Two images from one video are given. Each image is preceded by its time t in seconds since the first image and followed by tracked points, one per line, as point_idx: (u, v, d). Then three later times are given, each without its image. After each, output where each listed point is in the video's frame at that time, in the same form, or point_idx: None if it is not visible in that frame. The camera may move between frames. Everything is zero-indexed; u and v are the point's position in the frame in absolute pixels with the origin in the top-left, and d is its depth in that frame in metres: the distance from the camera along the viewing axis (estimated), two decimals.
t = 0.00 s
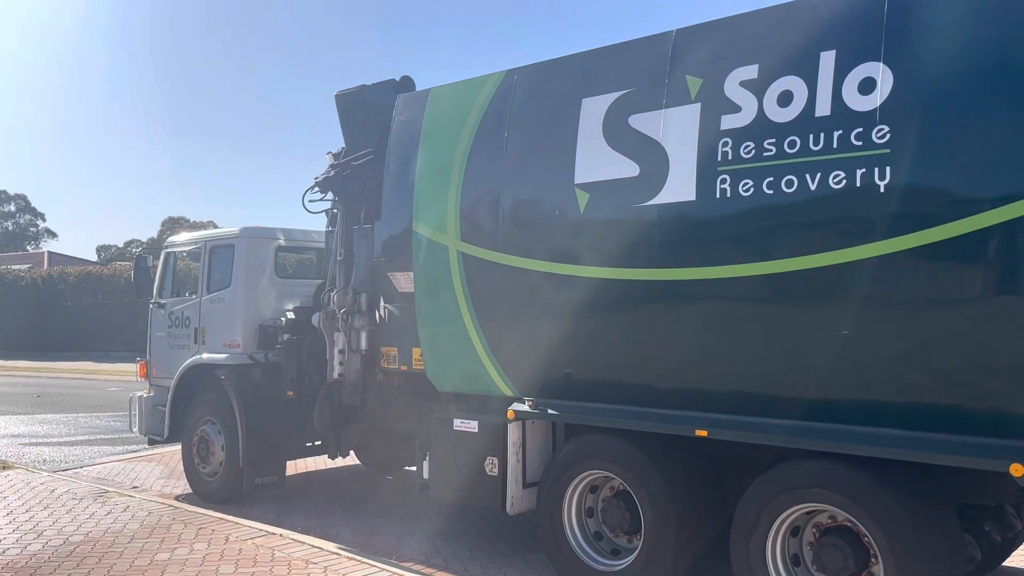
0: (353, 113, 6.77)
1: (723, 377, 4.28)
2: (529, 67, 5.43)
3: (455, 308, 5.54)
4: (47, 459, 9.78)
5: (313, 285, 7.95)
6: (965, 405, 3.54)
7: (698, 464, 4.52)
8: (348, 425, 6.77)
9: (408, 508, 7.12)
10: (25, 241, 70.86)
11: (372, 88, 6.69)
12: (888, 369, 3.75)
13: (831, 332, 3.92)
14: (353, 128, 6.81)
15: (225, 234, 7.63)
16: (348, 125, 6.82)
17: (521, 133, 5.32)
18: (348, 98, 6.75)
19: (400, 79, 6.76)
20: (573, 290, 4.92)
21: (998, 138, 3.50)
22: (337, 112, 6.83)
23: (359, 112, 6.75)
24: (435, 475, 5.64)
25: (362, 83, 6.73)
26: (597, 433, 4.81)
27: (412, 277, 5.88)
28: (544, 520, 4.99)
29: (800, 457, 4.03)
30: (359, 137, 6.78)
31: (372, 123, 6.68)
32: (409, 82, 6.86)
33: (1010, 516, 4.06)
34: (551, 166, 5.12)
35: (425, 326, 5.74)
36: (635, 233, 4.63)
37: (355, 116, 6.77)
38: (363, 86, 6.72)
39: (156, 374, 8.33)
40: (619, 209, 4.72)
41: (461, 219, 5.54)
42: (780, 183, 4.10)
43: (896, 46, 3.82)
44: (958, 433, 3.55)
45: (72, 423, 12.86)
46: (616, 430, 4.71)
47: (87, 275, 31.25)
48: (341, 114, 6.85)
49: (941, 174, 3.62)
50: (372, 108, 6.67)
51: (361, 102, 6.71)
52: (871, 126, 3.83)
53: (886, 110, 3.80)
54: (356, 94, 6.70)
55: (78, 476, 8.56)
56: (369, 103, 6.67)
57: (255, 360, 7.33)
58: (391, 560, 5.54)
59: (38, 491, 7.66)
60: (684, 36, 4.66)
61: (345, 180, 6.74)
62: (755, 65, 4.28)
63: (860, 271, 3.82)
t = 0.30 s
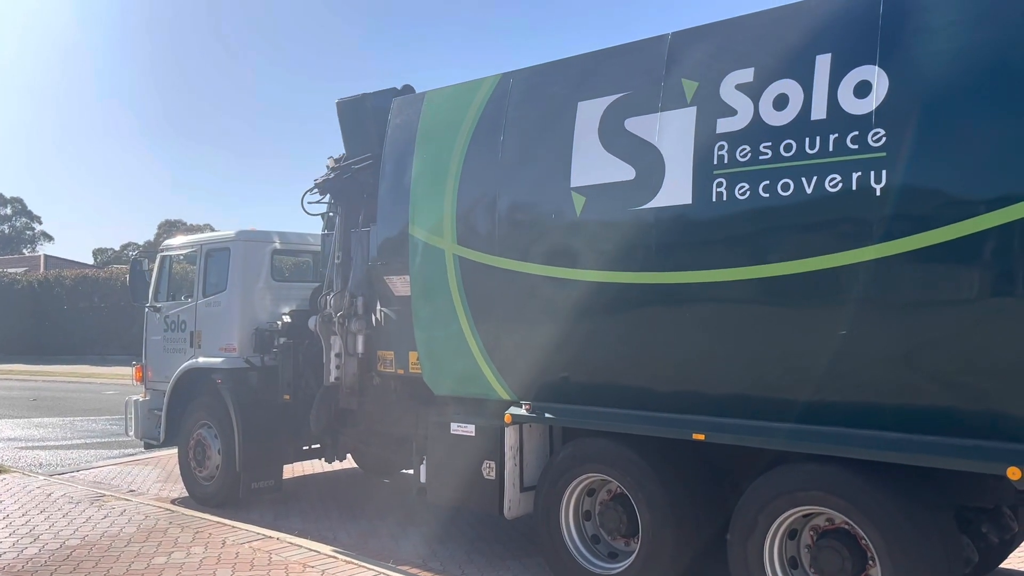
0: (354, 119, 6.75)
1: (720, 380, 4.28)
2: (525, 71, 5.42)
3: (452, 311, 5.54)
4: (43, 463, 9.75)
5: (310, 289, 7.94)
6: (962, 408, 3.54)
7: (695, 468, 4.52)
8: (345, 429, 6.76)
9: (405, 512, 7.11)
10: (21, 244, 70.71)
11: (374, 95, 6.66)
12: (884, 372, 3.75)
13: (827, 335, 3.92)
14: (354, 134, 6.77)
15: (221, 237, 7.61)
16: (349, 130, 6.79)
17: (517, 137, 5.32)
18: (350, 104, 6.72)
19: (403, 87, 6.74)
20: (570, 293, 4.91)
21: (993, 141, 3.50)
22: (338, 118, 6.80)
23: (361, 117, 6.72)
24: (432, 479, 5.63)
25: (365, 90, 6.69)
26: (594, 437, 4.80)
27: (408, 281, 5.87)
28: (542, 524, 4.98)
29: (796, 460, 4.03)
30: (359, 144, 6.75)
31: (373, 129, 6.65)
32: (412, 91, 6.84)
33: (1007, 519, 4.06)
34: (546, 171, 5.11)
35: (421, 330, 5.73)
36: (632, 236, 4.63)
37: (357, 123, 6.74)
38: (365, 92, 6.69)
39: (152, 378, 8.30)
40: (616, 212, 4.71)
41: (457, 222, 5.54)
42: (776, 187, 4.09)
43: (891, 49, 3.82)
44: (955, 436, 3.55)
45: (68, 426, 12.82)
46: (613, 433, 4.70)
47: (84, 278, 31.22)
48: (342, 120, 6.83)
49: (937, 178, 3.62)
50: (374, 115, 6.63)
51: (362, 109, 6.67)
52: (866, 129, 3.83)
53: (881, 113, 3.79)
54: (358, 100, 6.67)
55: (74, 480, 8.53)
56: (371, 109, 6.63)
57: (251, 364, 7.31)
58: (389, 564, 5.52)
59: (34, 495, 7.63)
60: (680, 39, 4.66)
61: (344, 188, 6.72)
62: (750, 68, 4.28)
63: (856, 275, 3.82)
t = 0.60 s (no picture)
0: (345, 120, 6.75)
1: (718, 382, 4.28)
2: (523, 74, 5.43)
3: (449, 314, 5.54)
4: (40, 467, 9.73)
5: (307, 291, 7.93)
6: (959, 410, 3.55)
7: (693, 470, 4.52)
8: (343, 432, 6.75)
9: (404, 515, 7.09)
10: (19, 247, 70.65)
11: (364, 96, 6.65)
12: (883, 374, 3.75)
13: (824, 337, 3.92)
14: (345, 135, 6.77)
15: (219, 240, 7.61)
16: (341, 132, 6.79)
17: (514, 139, 5.32)
18: (340, 105, 6.72)
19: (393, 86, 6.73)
20: (568, 296, 4.91)
21: (990, 143, 3.51)
22: (329, 120, 6.81)
23: (351, 118, 6.72)
24: (430, 482, 5.62)
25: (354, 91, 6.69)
26: (592, 439, 4.80)
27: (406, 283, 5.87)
28: (540, 526, 4.98)
29: (795, 462, 4.03)
30: (351, 144, 6.75)
31: (364, 130, 6.64)
32: (401, 89, 6.83)
33: (1005, 521, 4.06)
34: (544, 174, 5.12)
35: (419, 333, 5.73)
36: (629, 238, 4.63)
37: (348, 124, 6.74)
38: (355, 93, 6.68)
39: (149, 381, 8.30)
40: (614, 215, 4.72)
41: (455, 225, 5.54)
42: (774, 189, 4.10)
43: (888, 52, 3.83)
44: (953, 438, 3.55)
45: (66, 430, 12.81)
46: (611, 436, 4.70)
47: (82, 281, 31.21)
48: (333, 122, 6.83)
49: (935, 180, 3.63)
50: (365, 115, 6.63)
51: (352, 109, 6.66)
52: (864, 131, 3.83)
53: (878, 116, 3.80)
54: (348, 101, 6.66)
55: (71, 483, 8.52)
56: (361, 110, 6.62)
57: (249, 367, 7.31)
58: (387, 567, 5.51)
59: (31, 499, 7.61)
60: (678, 41, 4.66)
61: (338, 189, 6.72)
62: (747, 70, 4.29)
63: (854, 277, 3.82)
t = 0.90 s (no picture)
0: (343, 122, 6.74)
1: (718, 383, 4.28)
2: (522, 75, 5.44)
3: (449, 316, 5.54)
4: (39, 470, 9.72)
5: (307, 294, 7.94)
6: (957, 410, 3.55)
7: (692, 471, 4.53)
8: (342, 434, 6.75)
9: (403, 517, 7.09)
10: (18, 250, 70.60)
11: (362, 98, 6.65)
12: (882, 375, 3.76)
13: (823, 338, 3.93)
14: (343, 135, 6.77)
15: (218, 242, 7.61)
16: (339, 134, 6.79)
17: (514, 141, 5.33)
18: (338, 107, 6.71)
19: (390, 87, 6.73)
20: (567, 297, 4.91)
21: (988, 145, 3.52)
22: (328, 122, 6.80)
23: (350, 120, 6.71)
24: (430, 484, 5.62)
25: (352, 93, 6.69)
26: (592, 441, 4.80)
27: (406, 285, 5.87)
28: (540, 528, 4.98)
29: (794, 463, 4.03)
30: (350, 146, 6.75)
31: (362, 131, 6.64)
32: (399, 91, 6.84)
33: (1003, 521, 4.07)
34: (543, 176, 5.13)
35: (419, 335, 5.74)
36: (628, 240, 4.64)
37: (346, 126, 6.74)
38: (353, 95, 6.68)
39: (148, 383, 8.29)
40: (613, 216, 4.72)
41: (454, 227, 5.54)
42: (772, 191, 4.11)
43: (887, 54, 3.84)
44: (952, 439, 3.56)
45: (65, 433, 12.81)
46: (611, 437, 4.71)
47: (81, 284, 31.21)
48: (331, 124, 6.83)
49: (933, 181, 3.64)
50: (363, 117, 6.62)
51: (350, 111, 6.66)
52: (862, 133, 3.85)
53: (877, 117, 3.81)
54: (346, 102, 6.66)
55: (70, 486, 8.50)
56: (359, 112, 6.62)
57: (248, 369, 7.30)
58: (387, 569, 5.51)
59: (30, 502, 7.60)
60: (677, 43, 4.68)
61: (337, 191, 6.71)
62: (746, 72, 4.30)
63: (853, 278, 3.83)
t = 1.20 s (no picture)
0: (343, 124, 6.74)
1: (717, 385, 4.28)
2: (521, 78, 5.44)
3: (448, 318, 5.54)
4: (39, 472, 9.71)
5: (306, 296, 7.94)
6: (957, 411, 3.55)
7: (692, 473, 4.52)
8: (342, 436, 6.75)
9: (403, 519, 7.08)
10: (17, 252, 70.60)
11: (362, 100, 6.67)
12: (881, 377, 3.76)
13: (823, 340, 3.93)
14: (344, 138, 6.77)
15: (218, 245, 7.60)
16: (339, 137, 6.79)
17: (513, 143, 5.33)
18: (338, 109, 6.71)
19: (391, 92, 6.76)
20: (566, 299, 4.91)
21: (986, 146, 3.52)
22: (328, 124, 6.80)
23: (350, 122, 6.72)
24: (429, 486, 5.62)
25: (353, 96, 6.70)
26: (591, 443, 4.80)
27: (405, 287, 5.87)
28: (540, 530, 4.98)
29: (794, 465, 4.03)
30: (349, 148, 6.76)
31: (362, 133, 6.65)
32: (399, 94, 6.86)
33: (1003, 523, 4.06)
34: (542, 178, 5.13)
35: (418, 337, 5.73)
36: (627, 242, 4.64)
37: (346, 129, 6.74)
38: (354, 97, 6.70)
39: (148, 386, 8.28)
40: (612, 218, 4.72)
41: (453, 229, 5.54)
42: (771, 193, 4.11)
43: (885, 56, 3.84)
44: (951, 440, 3.55)
45: (64, 435, 12.81)
46: (610, 440, 4.71)
47: (80, 286, 31.20)
48: (331, 127, 6.83)
49: (932, 183, 3.64)
50: (363, 119, 6.63)
51: (351, 113, 6.66)
52: (861, 135, 3.85)
53: (876, 119, 3.81)
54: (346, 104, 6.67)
55: (70, 489, 8.50)
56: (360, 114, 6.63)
57: (248, 371, 7.30)
58: (387, 571, 5.51)
59: (29, 504, 7.60)
60: (675, 45, 4.68)
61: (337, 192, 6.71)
62: (745, 74, 4.30)
63: (852, 280, 3.83)
